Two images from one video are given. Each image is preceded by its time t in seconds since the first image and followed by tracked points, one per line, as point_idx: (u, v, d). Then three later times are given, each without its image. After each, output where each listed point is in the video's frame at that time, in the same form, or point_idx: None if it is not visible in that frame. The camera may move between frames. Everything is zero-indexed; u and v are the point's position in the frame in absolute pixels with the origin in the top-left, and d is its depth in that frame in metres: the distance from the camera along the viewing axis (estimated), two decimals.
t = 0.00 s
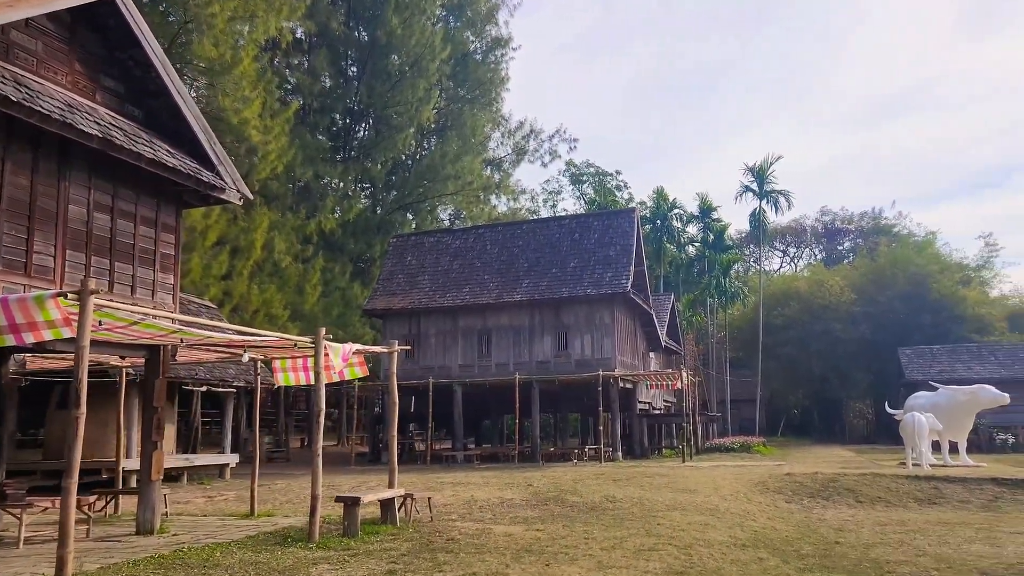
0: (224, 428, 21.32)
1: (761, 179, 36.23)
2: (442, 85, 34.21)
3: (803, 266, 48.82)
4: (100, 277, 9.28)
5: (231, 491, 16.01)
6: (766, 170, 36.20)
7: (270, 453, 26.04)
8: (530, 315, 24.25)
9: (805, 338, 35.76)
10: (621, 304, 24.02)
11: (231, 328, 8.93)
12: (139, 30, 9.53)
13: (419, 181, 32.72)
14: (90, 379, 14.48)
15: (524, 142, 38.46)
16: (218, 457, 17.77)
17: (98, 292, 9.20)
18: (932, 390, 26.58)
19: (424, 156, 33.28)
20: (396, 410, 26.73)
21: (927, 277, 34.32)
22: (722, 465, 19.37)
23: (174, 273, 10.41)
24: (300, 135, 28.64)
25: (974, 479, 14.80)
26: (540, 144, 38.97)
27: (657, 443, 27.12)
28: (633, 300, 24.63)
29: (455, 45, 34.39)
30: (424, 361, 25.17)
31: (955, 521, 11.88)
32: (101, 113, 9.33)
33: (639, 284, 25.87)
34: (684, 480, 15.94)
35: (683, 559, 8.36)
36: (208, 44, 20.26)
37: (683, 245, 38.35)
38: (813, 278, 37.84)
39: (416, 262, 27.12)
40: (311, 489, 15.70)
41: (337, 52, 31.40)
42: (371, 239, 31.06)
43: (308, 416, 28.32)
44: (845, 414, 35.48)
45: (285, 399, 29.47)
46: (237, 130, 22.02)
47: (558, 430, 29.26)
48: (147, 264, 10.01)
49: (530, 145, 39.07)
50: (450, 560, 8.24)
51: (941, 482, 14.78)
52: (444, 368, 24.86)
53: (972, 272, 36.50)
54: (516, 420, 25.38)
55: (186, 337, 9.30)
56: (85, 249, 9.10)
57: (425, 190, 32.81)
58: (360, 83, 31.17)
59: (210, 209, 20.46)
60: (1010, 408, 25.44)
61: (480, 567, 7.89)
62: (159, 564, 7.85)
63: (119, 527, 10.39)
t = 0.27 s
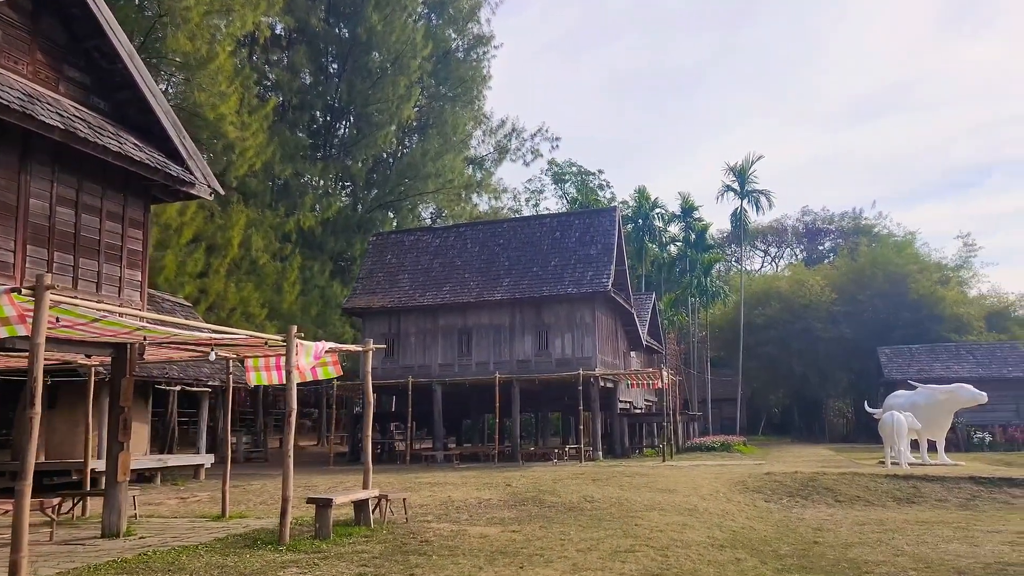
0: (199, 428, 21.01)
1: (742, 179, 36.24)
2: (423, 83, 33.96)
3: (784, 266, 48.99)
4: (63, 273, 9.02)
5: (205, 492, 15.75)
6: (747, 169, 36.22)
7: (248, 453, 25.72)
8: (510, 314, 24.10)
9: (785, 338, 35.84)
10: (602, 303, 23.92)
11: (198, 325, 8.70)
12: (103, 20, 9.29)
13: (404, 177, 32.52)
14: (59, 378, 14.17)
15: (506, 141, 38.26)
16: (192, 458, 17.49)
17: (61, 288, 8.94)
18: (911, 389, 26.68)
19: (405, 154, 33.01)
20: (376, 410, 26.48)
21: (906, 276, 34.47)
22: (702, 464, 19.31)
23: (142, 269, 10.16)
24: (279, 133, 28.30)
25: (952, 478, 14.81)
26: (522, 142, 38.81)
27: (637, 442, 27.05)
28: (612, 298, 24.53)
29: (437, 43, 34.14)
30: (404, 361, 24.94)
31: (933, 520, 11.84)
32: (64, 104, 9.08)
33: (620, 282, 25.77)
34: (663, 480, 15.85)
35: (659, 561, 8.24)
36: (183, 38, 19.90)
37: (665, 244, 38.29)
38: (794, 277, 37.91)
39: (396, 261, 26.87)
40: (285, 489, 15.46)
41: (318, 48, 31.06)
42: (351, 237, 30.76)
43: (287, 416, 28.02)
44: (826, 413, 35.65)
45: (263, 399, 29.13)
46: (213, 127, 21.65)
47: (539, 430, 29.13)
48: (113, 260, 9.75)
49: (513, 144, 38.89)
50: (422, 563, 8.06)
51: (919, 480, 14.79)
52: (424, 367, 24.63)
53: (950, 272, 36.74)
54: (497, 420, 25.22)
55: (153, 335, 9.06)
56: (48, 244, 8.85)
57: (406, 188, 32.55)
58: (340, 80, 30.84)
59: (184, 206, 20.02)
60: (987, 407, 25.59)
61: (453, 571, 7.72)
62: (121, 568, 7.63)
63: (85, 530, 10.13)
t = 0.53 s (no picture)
0: (174, 427, 20.68)
1: (724, 177, 36.22)
2: (405, 79, 33.71)
3: (767, 264, 49.05)
4: (24, 266, 8.75)
5: (177, 492, 15.45)
6: (729, 168, 36.20)
7: (225, 452, 25.37)
8: (491, 311, 23.92)
9: (766, 336, 35.86)
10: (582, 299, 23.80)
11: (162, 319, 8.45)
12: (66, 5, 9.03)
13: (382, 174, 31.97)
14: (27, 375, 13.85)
15: (489, 138, 38.03)
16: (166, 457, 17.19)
17: (22, 282, 8.67)
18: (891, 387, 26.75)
19: (387, 150, 32.72)
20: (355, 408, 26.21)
21: (887, 275, 34.60)
22: (681, 462, 19.24)
23: (108, 263, 9.90)
24: (259, 128, 27.94)
25: (930, 475, 14.78)
26: (505, 139, 38.61)
27: (619, 440, 26.94)
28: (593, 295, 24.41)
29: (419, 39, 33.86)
30: (383, 358, 24.74)
31: (911, 517, 11.77)
32: (25, 91, 8.80)
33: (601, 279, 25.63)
34: (643, 478, 15.73)
35: (634, 560, 8.10)
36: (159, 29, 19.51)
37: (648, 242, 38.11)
38: (776, 276, 37.95)
39: (376, 257, 26.66)
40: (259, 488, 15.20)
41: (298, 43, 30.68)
42: (331, 234, 30.44)
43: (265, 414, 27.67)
44: (806, 411, 35.62)
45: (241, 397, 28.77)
46: (190, 120, 21.29)
47: (520, 428, 28.94)
48: (77, 254, 9.48)
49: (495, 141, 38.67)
50: (392, 564, 7.88)
51: (898, 478, 14.74)
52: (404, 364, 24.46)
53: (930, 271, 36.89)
54: (477, 418, 25.02)
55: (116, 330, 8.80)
56: (8, 236, 8.58)
57: (387, 185, 32.26)
58: (321, 75, 30.47)
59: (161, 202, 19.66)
60: (965, 405, 25.69)
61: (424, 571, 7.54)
62: (80, 570, 7.39)
63: (48, 530, 9.86)
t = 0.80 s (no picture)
0: (149, 422, 20.36)
1: (706, 171, 36.22)
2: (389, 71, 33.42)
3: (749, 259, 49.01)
4: None
5: (150, 489, 15.16)
6: (713, 162, 36.16)
7: (204, 447, 25.07)
8: (472, 306, 23.71)
9: (749, 331, 35.85)
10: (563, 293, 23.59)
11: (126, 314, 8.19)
12: None
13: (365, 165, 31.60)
14: None
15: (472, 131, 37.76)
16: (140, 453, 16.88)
17: None
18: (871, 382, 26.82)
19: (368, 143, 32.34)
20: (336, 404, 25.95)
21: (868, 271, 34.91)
22: (659, 458, 19.10)
23: (72, 255, 9.63)
24: (237, 119, 27.51)
25: (909, 470, 14.74)
26: (487, 133, 38.37)
27: (600, 434, 26.81)
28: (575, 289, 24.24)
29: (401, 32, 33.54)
30: (364, 352, 24.50)
31: (890, 513, 11.71)
32: None
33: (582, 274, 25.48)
34: (622, 473, 15.58)
35: (609, 558, 7.95)
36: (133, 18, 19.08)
37: (631, 237, 37.93)
38: (758, 271, 38.01)
39: (358, 251, 26.34)
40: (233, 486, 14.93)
41: (278, 34, 30.25)
42: (311, 227, 30.20)
43: (244, 409, 27.41)
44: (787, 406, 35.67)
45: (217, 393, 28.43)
46: (166, 113, 20.83)
47: (501, 423, 28.77)
48: (38, 245, 9.20)
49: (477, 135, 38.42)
50: (361, 563, 7.68)
51: (877, 473, 14.70)
52: (386, 359, 24.22)
53: (910, 266, 37.01)
54: (458, 413, 24.82)
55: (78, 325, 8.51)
56: None
57: (368, 177, 31.89)
58: (302, 66, 29.98)
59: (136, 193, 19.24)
60: (946, 400, 25.78)
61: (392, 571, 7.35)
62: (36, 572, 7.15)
63: (11, 528, 9.59)
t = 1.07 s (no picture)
0: (125, 417, 20.09)
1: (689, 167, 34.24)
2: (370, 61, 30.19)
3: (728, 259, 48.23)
4: None
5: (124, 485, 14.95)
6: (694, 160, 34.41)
7: (182, 443, 24.81)
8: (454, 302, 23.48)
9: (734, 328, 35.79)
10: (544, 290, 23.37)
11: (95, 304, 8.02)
12: None
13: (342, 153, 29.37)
14: None
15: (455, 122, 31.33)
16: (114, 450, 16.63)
17: None
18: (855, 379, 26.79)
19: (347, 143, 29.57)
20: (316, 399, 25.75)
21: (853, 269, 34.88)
22: (650, 454, 18.56)
23: (38, 246, 9.50)
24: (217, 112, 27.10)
25: (892, 467, 14.65)
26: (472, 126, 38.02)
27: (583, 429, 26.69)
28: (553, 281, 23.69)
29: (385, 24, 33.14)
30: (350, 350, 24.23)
31: (873, 510, 11.60)
32: None
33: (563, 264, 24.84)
34: (603, 468, 15.45)
35: (587, 556, 7.80)
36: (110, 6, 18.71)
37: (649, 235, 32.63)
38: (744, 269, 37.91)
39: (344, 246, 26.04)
40: (210, 481, 14.74)
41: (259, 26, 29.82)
42: (292, 221, 29.86)
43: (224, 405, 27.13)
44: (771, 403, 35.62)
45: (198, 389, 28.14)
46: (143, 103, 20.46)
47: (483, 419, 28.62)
48: (3, 236, 9.02)
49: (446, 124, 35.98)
50: (333, 562, 7.53)
51: (859, 469, 14.62)
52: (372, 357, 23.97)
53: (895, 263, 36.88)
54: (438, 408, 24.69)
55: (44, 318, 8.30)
56: None
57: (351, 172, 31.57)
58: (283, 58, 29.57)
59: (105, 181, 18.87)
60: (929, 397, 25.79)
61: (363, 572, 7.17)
62: None
63: None
